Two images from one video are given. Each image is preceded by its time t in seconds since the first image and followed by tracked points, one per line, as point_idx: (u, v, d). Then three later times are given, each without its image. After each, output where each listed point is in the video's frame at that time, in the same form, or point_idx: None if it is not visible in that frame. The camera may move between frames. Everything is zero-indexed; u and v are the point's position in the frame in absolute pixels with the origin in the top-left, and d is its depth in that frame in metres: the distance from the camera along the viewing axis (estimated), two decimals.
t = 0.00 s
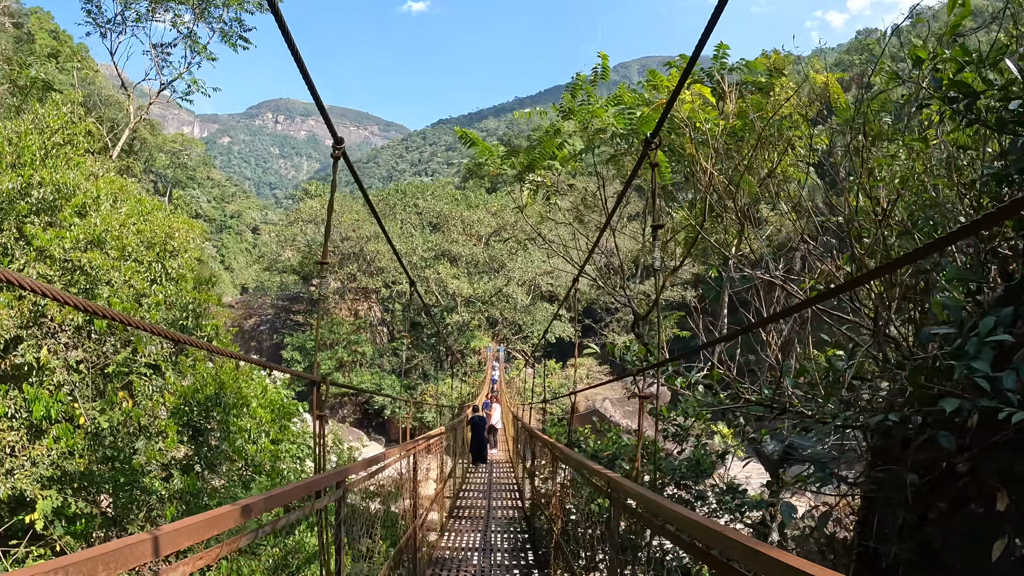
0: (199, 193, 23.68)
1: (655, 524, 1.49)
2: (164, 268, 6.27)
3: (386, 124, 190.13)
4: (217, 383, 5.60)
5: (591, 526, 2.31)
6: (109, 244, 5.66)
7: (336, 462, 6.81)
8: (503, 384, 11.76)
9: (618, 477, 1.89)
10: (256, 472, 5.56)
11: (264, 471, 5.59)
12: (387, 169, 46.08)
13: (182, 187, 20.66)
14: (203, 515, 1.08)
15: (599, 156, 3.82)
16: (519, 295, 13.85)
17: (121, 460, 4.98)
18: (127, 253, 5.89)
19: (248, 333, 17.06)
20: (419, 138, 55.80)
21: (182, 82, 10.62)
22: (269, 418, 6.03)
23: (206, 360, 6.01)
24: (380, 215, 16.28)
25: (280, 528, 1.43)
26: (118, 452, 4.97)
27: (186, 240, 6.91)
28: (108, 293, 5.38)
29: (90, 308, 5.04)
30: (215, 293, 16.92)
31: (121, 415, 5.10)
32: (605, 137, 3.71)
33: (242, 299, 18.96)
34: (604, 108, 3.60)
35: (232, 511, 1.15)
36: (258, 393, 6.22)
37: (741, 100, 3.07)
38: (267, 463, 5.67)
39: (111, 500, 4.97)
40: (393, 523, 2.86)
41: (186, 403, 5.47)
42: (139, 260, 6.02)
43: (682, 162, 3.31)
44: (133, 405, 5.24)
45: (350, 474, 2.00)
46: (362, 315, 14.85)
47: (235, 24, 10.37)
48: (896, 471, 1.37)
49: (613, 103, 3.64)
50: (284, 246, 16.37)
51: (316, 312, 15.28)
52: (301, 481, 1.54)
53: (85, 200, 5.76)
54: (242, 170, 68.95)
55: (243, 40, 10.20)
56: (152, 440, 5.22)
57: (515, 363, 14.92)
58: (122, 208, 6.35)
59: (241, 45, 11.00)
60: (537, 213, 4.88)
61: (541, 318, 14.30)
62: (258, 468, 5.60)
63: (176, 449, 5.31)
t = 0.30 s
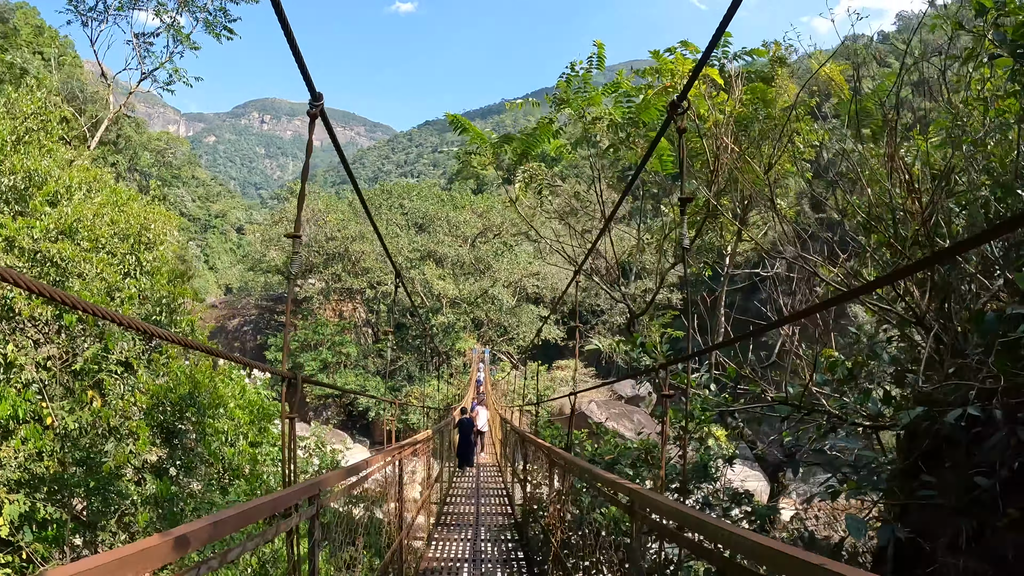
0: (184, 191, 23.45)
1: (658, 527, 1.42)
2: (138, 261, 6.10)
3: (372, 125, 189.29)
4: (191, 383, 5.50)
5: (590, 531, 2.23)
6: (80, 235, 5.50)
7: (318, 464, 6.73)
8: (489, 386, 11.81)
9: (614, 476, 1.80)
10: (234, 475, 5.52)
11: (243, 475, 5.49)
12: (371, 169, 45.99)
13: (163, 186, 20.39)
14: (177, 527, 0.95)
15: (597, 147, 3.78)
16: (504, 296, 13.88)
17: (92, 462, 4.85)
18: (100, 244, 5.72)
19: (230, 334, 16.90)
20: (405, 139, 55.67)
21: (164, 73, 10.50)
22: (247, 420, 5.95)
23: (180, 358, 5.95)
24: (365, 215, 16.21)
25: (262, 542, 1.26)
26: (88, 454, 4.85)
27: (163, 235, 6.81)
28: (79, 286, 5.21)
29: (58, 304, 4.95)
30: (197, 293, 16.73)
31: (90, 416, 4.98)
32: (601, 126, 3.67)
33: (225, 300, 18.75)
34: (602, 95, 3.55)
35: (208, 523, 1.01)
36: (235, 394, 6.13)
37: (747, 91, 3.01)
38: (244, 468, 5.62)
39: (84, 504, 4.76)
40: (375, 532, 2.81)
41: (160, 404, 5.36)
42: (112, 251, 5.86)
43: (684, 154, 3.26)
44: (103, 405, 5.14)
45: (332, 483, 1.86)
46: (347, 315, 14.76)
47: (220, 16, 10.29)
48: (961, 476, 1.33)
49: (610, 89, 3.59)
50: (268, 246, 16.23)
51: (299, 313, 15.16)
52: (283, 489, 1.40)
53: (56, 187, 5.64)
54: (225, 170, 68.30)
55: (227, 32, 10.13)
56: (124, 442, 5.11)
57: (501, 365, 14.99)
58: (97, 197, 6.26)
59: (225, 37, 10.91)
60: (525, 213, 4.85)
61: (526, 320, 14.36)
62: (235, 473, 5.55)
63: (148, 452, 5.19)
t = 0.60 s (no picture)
0: (167, 189, 23.16)
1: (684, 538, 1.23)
2: (111, 250, 5.58)
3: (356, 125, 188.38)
4: (163, 378, 4.93)
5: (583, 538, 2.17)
6: (50, 221, 5.15)
7: (298, 466, 6.59)
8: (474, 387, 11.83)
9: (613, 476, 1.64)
10: (210, 476, 4.98)
11: (219, 477, 4.98)
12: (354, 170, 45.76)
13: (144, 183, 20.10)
14: (84, 553, 0.81)
15: (591, 135, 3.74)
16: (490, 297, 13.89)
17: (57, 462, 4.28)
18: (72, 233, 5.28)
19: (209, 333, 16.62)
20: (389, 140, 55.49)
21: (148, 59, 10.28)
22: (224, 420, 5.42)
23: (153, 350, 5.35)
24: (350, 214, 16.07)
25: (202, 571, 1.09)
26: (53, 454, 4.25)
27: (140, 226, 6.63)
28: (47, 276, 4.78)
29: (23, 291, 4.49)
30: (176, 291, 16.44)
31: (55, 413, 4.34)
32: (597, 116, 3.68)
33: (205, 299, 18.49)
34: (599, 82, 3.42)
35: (126, 551, 0.85)
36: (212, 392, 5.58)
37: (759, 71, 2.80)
38: (221, 470, 5.05)
39: (52, 508, 4.26)
40: (356, 536, 2.77)
41: (129, 400, 4.76)
42: (84, 241, 5.39)
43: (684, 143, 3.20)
44: (68, 401, 4.52)
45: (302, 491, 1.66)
46: (330, 315, 14.58)
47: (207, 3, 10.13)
48: None
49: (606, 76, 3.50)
50: (251, 245, 16.01)
51: (282, 313, 14.96)
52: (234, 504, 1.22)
53: (27, 171, 5.45)
54: (207, 168, 67.49)
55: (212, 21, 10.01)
56: (91, 441, 4.49)
57: (487, 366, 15.10)
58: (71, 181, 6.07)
59: (211, 25, 10.71)
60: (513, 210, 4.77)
61: (511, 322, 14.40)
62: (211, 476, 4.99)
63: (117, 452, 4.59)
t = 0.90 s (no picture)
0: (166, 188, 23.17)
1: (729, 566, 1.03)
2: (96, 242, 5.56)
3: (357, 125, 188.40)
4: (148, 375, 4.68)
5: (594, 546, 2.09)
6: (32, 211, 5.13)
7: (295, 467, 6.55)
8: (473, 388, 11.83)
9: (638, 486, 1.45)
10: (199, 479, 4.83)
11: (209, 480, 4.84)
12: (355, 169, 45.83)
13: (144, 183, 20.16)
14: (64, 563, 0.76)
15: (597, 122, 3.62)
16: (490, 297, 13.88)
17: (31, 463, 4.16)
18: (55, 222, 5.26)
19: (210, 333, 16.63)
20: (389, 140, 55.59)
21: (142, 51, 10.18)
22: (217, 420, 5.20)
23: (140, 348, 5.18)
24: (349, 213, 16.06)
25: None
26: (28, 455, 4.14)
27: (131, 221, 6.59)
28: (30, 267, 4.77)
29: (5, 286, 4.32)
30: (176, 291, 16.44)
31: (35, 412, 4.19)
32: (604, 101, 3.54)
33: (205, 299, 18.51)
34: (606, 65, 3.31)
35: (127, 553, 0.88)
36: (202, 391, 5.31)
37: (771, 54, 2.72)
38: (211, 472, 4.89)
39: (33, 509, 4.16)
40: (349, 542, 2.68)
41: (111, 398, 4.61)
42: (68, 231, 5.35)
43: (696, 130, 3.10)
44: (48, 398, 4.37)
45: (266, 507, 1.41)
46: (329, 315, 14.56)
47: None
48: None
49: (614, 58, 3.40)
50: (251, 244, 16.00)
51: (281, 313, 14.96)
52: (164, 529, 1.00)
53: (10, 161, 5.41)
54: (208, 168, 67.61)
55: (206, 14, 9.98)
56: (71, 441, 4.34)
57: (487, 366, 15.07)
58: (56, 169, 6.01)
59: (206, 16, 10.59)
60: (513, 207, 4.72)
61: (511, 322, 14.41)
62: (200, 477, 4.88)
63: (101, 452, 4.44)
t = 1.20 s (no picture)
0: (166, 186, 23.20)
1: None
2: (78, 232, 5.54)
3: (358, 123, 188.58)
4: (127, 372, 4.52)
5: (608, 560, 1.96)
6: (11, 200, 5.11)
7: (290, 468, 6.51)
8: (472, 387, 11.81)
9: (676, 511, 1.31)
10: (185, 481, 4.76)
11: (195, 481, 4.75)
12: (356, 168, 45.90)
13: (146, 182, 20.21)
14: None
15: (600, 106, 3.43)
16: (490, 296, 13.85)
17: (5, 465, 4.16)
18: (33, 208, 5.24)
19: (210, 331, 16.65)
20: (392, 138, 55.67)
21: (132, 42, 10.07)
22: (202, 419, 5.13)
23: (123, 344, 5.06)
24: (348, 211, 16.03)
25: None
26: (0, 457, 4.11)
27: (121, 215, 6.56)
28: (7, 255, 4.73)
29: None
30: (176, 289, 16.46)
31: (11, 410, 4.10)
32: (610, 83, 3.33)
33: (206, 297, 18.54)
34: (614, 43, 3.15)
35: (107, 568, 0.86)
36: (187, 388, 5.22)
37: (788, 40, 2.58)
38: (197, 474, 4.83)
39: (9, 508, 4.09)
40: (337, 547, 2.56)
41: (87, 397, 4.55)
42: (47, 219, 5.33)
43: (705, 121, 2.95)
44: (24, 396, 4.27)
45: (194, 539, 1.10)
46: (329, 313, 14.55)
47: None
48: None
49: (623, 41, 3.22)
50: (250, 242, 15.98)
51: (281, 312, 14.96)
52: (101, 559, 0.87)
53: None
54: (210, 167, 67.73)
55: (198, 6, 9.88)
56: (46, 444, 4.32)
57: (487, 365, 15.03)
58: (38, 156, 5.98)
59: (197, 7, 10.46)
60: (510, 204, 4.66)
61: (511, 320, 14.37)
62: (189, 479, 4.81)
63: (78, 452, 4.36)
